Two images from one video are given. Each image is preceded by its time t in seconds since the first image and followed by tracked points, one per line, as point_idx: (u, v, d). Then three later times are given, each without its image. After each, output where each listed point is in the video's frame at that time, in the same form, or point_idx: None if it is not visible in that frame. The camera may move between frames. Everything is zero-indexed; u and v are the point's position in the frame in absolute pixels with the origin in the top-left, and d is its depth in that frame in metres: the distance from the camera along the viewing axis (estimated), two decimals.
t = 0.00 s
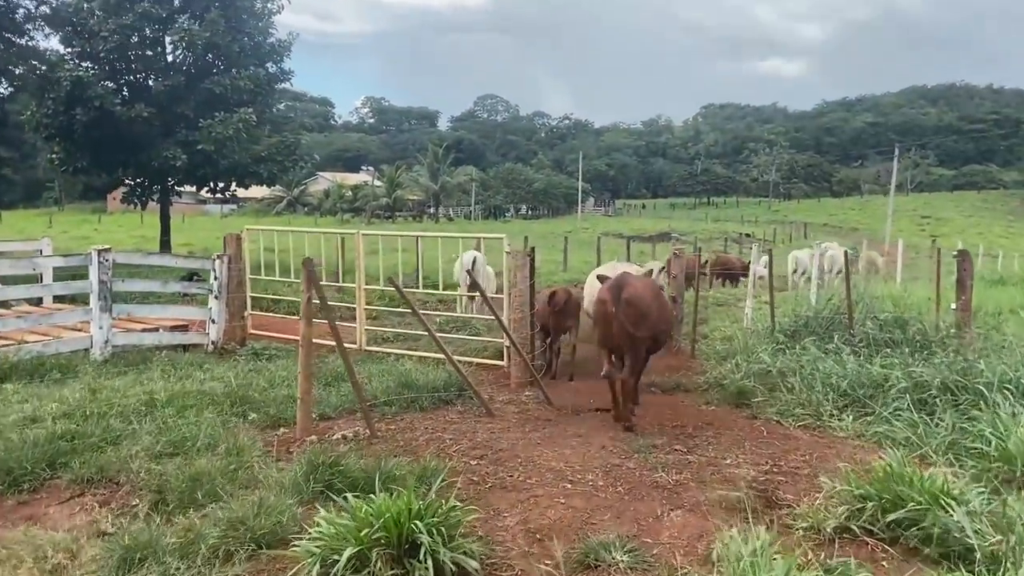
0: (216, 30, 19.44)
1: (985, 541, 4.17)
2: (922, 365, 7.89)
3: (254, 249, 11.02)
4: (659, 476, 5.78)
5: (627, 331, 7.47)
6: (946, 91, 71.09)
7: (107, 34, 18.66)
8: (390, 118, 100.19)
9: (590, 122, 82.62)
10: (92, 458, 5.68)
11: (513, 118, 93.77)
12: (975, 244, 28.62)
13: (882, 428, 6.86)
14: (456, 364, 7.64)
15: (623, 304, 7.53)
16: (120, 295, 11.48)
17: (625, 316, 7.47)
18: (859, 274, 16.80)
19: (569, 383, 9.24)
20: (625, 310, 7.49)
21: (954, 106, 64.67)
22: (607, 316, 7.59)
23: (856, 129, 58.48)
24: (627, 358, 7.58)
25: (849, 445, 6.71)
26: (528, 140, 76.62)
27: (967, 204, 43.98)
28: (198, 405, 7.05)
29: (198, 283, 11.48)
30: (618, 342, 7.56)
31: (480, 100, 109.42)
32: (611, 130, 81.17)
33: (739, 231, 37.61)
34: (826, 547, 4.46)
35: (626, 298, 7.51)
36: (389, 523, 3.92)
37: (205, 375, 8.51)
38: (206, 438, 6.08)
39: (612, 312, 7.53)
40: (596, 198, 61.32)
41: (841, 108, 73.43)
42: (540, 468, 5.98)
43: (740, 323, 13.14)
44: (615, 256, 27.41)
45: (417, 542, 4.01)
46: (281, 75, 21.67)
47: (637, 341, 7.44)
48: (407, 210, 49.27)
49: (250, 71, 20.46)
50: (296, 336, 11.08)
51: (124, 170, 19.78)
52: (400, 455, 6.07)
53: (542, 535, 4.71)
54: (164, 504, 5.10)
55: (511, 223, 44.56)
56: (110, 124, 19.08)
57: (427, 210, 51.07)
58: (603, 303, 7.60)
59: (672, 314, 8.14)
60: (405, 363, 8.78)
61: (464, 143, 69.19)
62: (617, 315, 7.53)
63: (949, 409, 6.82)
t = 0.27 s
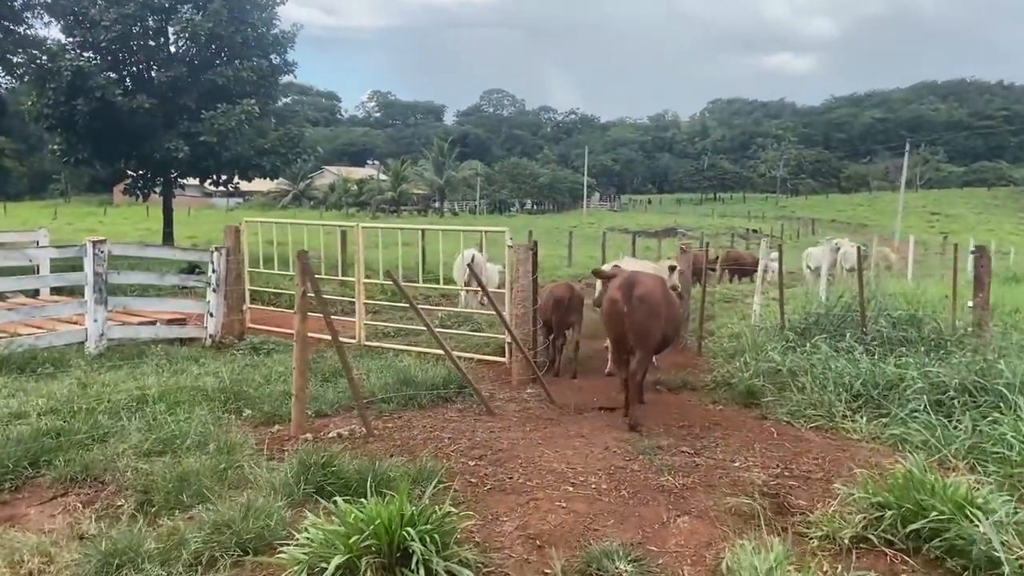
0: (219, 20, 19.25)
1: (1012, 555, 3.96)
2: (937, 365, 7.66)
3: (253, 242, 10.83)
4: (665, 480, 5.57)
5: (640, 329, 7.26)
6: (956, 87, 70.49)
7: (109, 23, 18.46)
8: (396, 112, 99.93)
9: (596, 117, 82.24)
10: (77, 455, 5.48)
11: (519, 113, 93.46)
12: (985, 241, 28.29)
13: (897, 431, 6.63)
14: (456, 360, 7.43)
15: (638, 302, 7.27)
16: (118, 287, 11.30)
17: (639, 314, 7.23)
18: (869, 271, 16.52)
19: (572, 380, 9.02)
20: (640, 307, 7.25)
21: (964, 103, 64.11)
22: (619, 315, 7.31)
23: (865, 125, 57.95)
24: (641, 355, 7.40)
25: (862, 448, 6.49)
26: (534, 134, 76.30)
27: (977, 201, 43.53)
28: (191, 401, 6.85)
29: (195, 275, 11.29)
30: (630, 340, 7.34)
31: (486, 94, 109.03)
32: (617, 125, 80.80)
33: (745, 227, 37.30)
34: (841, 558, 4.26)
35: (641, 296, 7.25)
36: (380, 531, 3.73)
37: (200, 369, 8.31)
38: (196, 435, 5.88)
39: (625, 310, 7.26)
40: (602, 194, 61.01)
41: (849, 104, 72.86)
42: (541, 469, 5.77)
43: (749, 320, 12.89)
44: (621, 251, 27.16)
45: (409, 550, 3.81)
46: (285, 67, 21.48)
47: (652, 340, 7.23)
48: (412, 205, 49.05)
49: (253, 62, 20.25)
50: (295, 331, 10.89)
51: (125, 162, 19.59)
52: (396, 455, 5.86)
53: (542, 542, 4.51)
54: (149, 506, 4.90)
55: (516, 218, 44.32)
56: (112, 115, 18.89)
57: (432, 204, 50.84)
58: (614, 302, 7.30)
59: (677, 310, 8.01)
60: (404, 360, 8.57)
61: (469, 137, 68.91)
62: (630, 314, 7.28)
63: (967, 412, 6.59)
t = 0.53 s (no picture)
0: (225, 9, 19.06)
1: None
2: (954, 364, 7.42)
3: (253, 232, 10.65)
4: (670, 480, 5.36)
5: (654, 317, 7.24)
6: (971, 82, 69.64)
7: (115, 11, 18.30)
8: (406, 105, 99.66)
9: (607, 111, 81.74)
10: (61, 449, 5.28)
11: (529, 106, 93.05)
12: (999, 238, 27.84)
13: (912, 433, 6.41)
14: (456, 354, 7.22)
15: (653, 290, 7.24)
16: (117, 277, 11.14)
17: (654, 302, 7.19)
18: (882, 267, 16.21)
19: (575, 376, 8.82)
20: (654, 294, 7.22)
21: (979, 99, 63.33)
22: (632, 302, 7.24)
23: (878, 120, 57.30)
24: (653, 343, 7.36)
25: (876, 450, 6.27)
26: (544, 128, 75.91)
27: (991, 197, 42.94)
28: (182, 393, 6.65)
29: (195, 265, 11.11)
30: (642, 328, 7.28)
31: (497, 87, 108.63)
32: (628, 119, 80.28)
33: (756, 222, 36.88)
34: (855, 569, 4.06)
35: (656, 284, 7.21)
36: (366, 535, 3.54)
37: (196, 361, 8.13)
38: (186, 429, 5.68)
39: (638, 298, 7.20)
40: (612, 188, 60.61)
41: (862, 99, 72.13)
42: (540, 468, 5.57)
43: (758, 316, 12.63)
44: (629, 246, 26.87)
45: (396, 555, 3.61)
46: (292, 57, 21.30)
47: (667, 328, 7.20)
48: (421, 197, 48.84)
49: (259, 52, 20.07)
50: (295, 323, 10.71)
51: (131, 151, 19.44)
52: (391, 452, 5.67)
53: (539, 546, 4.32)
54: (133, 503, 4.72)
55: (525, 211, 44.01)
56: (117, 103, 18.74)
57: (441, 197, 50.56)
58: (628, 290, 7.22)
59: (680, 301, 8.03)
60: (404, 353, 8.36)
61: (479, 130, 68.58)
62: (644, 301, 7.23)
63: (986, 414, 6.37)
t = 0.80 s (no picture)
0: None
1: None
2: (977, 366, 7.16)
3: (260, 222, 10.48)
4: (681, 485, 5.15)
5: (673, 311, 7.21)
6: (991, 78, 68.69)
7: None
8: (420, 97, 99.42)
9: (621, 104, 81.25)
10: (51, 443, 5.13)
11: (544, 99, 92.74)
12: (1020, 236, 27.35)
13: (933, 437, 6.16)
14: (461, 350, 7.02)
15: (673, 282, 7.22)
16: (122, 267, 11.01)
17: (675, 295, 7.16)
18: (898, 265, 15.93)
19: (584, 373, 8.61)
20: (674, 288, 7.20)
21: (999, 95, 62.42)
22: (652, 296, 7.18)
23: (896, 116, 56.60)
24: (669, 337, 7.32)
25: (895, 455, 6.04)
26: (559, 121, 75.52)
27: (1012, 194, 42.27)
28: (179, 386, 6.49)
29: (200, 255, 10.94)
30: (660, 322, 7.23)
31: (512, 80, 108.20)
32: (642, 113, 79.79)
33: (770, 218, 36.47)
34: None
35: (676, 277, 7.19)
36: (357, 543, 3.38)
37: (197, 353, 7.98)
38: (180, 424, 5.52)
39: (658, 291, 7.16)
40: (626, 182, 60.25)
41: (880, 94, 71.31)
42: (545, 470, 5.36)
43: (774, 313, 12.36)
44: (641, 241, 26.62)
45: (387, 565, 3.43)
46: (304, 45, 21.13)
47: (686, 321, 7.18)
48: (434, 189, 48.64)
49: (270, 40, 19.90)
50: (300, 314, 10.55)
51: (141, 139, 19.34)
52: (392, 452, 5.48)
53: (542, 554, 4.13)
54: (122, 502, 4.55)
55: (538, 205, 43.75)
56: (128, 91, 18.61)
57: (454, 189, 50.35)
58: (649, 282, 7.16)
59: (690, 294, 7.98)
60: (409, 348, 8.18)
61: (493, 123, 68.31)
62: (664, 295, 7.19)
63: (1011, 419, 6.12)
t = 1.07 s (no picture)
0: None
1: None
2: (1013, 368, 6.85)
3: (270, 212, 10.28)
4: (704, 489, 4.89)
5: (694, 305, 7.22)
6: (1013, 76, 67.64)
7: None
8: (436, 91, 99.25)
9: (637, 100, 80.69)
10: (48, 436, 4.93)
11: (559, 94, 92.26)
12: None
13: (968, 441, 5.86)
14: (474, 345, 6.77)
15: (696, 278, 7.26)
16: (131, 257, 10.86)
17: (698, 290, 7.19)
18: (922, 264, 15.54)
19: (598, 368, 8.43)
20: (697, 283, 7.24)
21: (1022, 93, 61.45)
22: (677, 289, 7.16)
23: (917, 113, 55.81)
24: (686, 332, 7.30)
25: (928, 460, 5.74)
26: (574, 116, 75.05)
27: None
28: (182, 378, 6.29)
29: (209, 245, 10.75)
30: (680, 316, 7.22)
31: (528, 75, 107.80)
32: (658, 109, 79.22)
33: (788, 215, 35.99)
34: None
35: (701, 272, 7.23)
36: (361, 551, 3.15)
37: (203, 344, 7.78)
38: (182, 419, 5.30)
39: (683, 285, 7.16)
40: (641, 177, 59.77)
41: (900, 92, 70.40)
42: (561, 470, 5.12)
43: (795, 311, 12.04)
44: (657, 237, 26.28)
45: (392, 574, 3.19)
46: (318, 36, 20.93)
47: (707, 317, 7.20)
48: (449, 183, 48.42)
49: (285, 29, 19.71)
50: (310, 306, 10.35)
51: (154, 129, 19.21)
52: (401, 450, 5.25)
53: (557, 562, 3.89)
54: (118, 498, 4.35)
55: (553, 199, 43.38)
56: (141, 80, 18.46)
57: (468, 183, 50.08)
58: (675, 275, 7.15)
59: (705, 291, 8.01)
60: (421, 341, 7.95)
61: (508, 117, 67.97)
62: (688, 289, 7.20)
63: None
